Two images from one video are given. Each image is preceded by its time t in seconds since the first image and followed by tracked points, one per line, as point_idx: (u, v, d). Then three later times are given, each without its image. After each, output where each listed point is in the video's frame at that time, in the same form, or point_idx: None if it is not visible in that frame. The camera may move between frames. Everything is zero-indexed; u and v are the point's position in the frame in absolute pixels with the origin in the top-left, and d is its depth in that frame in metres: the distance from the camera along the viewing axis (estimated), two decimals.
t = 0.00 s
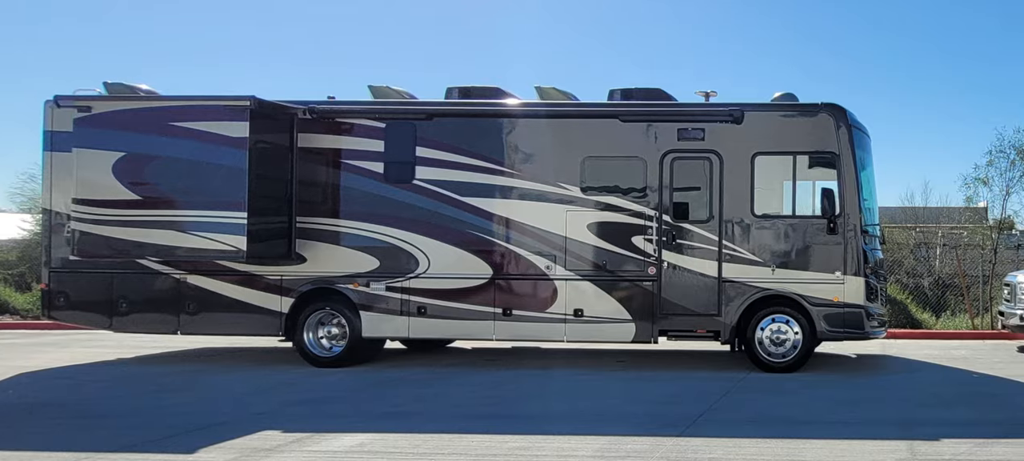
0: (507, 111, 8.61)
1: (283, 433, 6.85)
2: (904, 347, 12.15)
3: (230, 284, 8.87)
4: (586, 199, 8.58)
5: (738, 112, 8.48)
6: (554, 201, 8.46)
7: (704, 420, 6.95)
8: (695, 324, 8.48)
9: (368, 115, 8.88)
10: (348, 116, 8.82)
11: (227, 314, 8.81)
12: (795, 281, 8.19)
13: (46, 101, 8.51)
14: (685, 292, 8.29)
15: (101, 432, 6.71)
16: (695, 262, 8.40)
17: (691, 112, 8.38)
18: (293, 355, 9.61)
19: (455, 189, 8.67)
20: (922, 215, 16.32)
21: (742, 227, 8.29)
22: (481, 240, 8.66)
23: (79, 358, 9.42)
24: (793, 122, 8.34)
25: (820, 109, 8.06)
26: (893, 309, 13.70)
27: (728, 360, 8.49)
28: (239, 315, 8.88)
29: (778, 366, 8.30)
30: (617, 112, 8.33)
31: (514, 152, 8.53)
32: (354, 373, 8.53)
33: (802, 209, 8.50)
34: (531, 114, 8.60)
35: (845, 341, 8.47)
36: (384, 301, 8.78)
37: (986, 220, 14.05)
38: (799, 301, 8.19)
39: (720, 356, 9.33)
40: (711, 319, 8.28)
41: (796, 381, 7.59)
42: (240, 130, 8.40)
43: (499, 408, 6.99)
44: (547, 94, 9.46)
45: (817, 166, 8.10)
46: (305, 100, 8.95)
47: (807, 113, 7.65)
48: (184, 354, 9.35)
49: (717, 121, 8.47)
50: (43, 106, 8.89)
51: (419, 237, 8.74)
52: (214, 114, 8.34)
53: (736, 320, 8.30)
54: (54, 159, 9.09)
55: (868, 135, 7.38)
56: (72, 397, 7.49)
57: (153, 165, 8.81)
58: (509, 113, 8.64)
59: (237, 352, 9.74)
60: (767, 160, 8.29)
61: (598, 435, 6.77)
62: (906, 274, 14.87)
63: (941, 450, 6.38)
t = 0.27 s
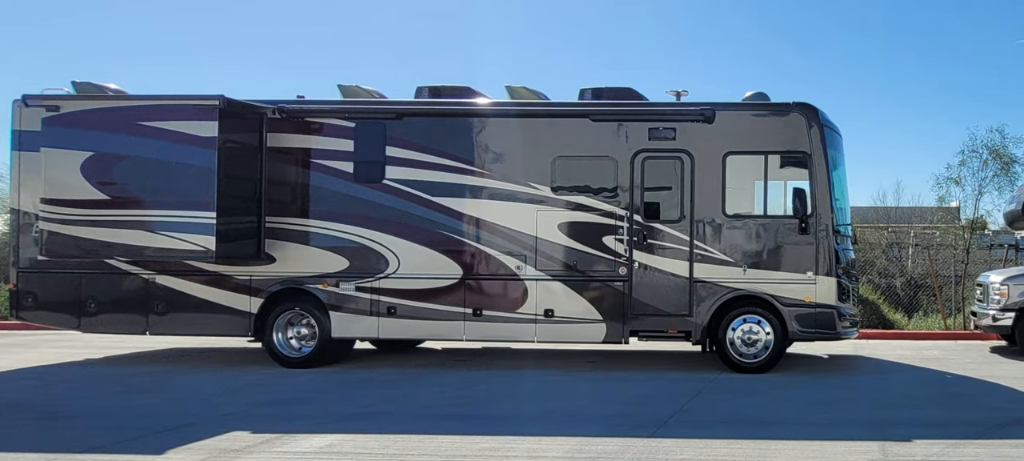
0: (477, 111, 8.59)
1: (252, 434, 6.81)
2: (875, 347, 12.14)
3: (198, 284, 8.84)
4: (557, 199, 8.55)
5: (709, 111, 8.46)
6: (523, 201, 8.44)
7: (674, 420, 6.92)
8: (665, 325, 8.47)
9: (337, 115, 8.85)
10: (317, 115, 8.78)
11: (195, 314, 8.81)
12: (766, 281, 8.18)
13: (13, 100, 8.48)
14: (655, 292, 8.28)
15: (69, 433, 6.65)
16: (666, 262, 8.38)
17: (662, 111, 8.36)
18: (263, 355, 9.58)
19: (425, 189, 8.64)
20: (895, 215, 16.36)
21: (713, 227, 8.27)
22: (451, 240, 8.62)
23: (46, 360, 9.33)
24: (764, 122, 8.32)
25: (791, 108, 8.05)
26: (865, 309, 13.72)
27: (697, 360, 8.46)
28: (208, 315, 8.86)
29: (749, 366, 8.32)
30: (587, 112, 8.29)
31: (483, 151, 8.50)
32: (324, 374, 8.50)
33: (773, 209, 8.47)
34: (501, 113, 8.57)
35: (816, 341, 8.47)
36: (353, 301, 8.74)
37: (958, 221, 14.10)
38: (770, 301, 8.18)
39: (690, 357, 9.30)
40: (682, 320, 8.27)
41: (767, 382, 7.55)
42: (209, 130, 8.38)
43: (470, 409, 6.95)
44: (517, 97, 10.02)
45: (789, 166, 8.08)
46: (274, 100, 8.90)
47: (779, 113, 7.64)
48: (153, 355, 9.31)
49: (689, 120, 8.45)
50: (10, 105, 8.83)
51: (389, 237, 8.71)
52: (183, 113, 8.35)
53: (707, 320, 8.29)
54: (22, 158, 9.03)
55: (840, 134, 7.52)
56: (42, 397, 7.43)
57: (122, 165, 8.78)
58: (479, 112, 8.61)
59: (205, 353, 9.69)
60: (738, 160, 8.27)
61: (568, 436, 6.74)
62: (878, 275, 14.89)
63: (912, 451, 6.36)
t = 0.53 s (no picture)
0: (447, 110, 8.56)
1: (220, 435, 6.75)
2: (847, 348, 12.13)
3: (167, 284, 8.83)
4: (527, 198, 8.52)
5: (681, 111, 8.44)
6: (493, 200, 8.40)
7: (645, 421, 6.87)
8: (636, 325, 8.44)
9: (306, 114, 8.81)
10: (286, 114, 8.75)
11: (164, 315, 8.79)
12: (738, 281, 8.17)
13: None
14: (626, 293, 8.25)
15: (37, 434, 6.58)
16: (636, 262, 8.36)
17: (633, 110, 8.33)
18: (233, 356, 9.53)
19: (394, 189, 8.61)
20: (867, 215, 16.39)
21: (684, 227, 8.26)
22: (420, 240, 8.59)
23: (12, 361, 9.24)
24: (736, 122, 8.30)
25: (763, 108, 8.04)
26: (836, 309, 13.67)
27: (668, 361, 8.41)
28: (176, 316, 8.84)
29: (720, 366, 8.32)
30: (557, 111, 8.27)
31: (453, 151, 8.46)
32: (294, 374, 8.45)
33: (745, 209, 8.46)
34: (471, 112, 8.54)
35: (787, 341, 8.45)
36: (323, 301, 8.71)
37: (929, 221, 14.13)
38: (741, 302, 8.17)
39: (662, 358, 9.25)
40: (653, 320, 8.25)
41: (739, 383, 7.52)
42: (178, 129, 8.35)
43: (440, 410, 6.90)
44: (490, 93, 9.96)
45: (760, 166, 8.08)
46: (242, 98, 8.86)
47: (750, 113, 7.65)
48: (121, 356, 9.26)
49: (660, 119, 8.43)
50: None
51: (358, 237, 8.67)
52: (151, 113, 8.34)
53: (678, 321, 8.27)
54: None
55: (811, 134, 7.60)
56: (10, 398, 7.35)
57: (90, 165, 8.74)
58: (449, 111, 8.58)
59: (173, 354, 9.63)
60: (710, 159, 8.26)
61: (538, 437, 6.69)
62: (850, 275, 14.90)
63: (885, 452, 6.32)
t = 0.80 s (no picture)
0: (417, 109, 8.53)
1: (189, 436, 6.70)
2: (818, 348, 12.12)
3: (135, 284, 8.79)
4: (497, 198, 8.49)
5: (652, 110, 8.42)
6: (463, 200, 8.37)
7: (616, 422, 6.84)
8: (607, 325, 8.42)
9: (275, 113, 8.78)
10: (255, 114, 8.72)
11: (132, 314, 8.74)
12: (708, 281, 8.15)
13: None
14: (596, 293, 8.23)
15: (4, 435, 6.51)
16: (606, 263, 8.34)
17: (603, 110, 8.30)
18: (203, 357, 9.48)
19: (363, 189, 8.57)
20: (838, 215, 16.43)
21: (655, 227, 8.24)
22: (390, 240, 8.56)
23: None
24: (708, 121, 8.27)
25: (734, 107, 8.02)
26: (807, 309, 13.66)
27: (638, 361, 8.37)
28: (145, 316, 8.79)
29: (691, 367, 8.33)
30: (527, 110, 8.24)
31: (423, 151, 8.43)
32: (264, 375, 8.42)
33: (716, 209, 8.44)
34: (441, 111, 8.51)
35: (759, 341, 8.43)
36: (292, 301, 8.69)
37: (901, 221, 14.13)
38: (712, 302, 8.17)
39: (632, 358, 9.21)
40: (623, 321, 8.22)
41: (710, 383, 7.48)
42: (146, 128, 8.33)
43: (409, 410, 6.85)
44: (461, 92, 9.95)
45: (732, 166, 8.05)
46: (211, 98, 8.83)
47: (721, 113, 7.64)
48: (89, 356, 9.21)
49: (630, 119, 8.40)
50: None
51: (327, 237, 8.64)
52: (119, 112, 8.33)
53: (649, 321, 8.25)
54: None
55: (783, 135, 7.64)
56: None
57: (59, 164, 8.72)
58: (418, 110, 8.56)
59: (141, 355, 9.59)
60: (681, 159, 8.23)
61: (508, 438, 6.64)
62: (822, 276, 14.89)
63: (856, 453, 6.28)
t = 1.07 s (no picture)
0: (386, 109, 8.52)
1: (157, 437, 6.66)
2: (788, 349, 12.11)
3: (103, 284, 8.77)
4: (467, 198, 8.47)
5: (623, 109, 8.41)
6: (433, 200, 8.35)
7: (585, 423, 6.80)
8: (578, 326, 8.41)
9: (244, 113, 8.76)
10: (224, 113, 8.69)
11: (100, 314, 8.71)
12: (679, 281, 8.15)
13: None
14: (566, 293, 8.22)
15: None
16: (576, 263, 8.33)
17: (574, 109, 8.29)
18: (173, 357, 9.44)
19: (332, 188, 8.54)
20: (810, 214, 16.46)
21: (625, 227, 8.23)
22: (359, 240, 8.54)
23: None
24: (679, 120, 8.28)
25: (704, 107, 8.02)
26: (778, 310, 13.65)
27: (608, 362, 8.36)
28: (113, 316, 8.77)
29: (661, 367, 8.33)
30: (497, 110, 8.23)
31: (392, 150, 8.42)
32: (233, 375, 8.39)
33: (687, 209, 8.44)
34: (410, 111, 8.49)
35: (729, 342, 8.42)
36: (261, 302, 8.67)
37: (872, 221, 14.17)
38: (683, 302, 8.16)
39: (603, 359, 9.19)
40: (593, 321, 8.20)
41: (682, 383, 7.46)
42: (114, 128, 8.29)
43: (379, 411, 6.81)
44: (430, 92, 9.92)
45: (703, 166, 8.07)
46: (180, 97, 8.80)
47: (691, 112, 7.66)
48: (57, 357, 9.17)
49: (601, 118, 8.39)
50: None
51: (296, 237, 8.62)
52: (87, 111, 8.28)
53: (619, 321, 8.24)
54: None
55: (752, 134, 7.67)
56: None
57: (26, 164, 8.65)
58: (388, 110, 8.54)
59: (110, 356, 9.55)
60: (652, 158, 8.24)
61: (478, 439, 6.60)
62: (794, 276, 14.92)
63: (827, 454, 6.25)
